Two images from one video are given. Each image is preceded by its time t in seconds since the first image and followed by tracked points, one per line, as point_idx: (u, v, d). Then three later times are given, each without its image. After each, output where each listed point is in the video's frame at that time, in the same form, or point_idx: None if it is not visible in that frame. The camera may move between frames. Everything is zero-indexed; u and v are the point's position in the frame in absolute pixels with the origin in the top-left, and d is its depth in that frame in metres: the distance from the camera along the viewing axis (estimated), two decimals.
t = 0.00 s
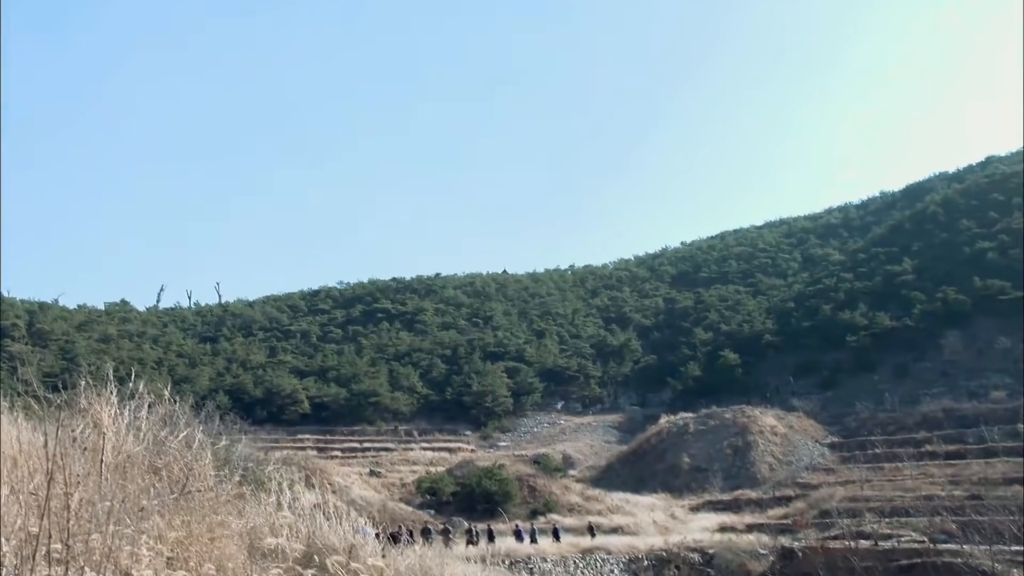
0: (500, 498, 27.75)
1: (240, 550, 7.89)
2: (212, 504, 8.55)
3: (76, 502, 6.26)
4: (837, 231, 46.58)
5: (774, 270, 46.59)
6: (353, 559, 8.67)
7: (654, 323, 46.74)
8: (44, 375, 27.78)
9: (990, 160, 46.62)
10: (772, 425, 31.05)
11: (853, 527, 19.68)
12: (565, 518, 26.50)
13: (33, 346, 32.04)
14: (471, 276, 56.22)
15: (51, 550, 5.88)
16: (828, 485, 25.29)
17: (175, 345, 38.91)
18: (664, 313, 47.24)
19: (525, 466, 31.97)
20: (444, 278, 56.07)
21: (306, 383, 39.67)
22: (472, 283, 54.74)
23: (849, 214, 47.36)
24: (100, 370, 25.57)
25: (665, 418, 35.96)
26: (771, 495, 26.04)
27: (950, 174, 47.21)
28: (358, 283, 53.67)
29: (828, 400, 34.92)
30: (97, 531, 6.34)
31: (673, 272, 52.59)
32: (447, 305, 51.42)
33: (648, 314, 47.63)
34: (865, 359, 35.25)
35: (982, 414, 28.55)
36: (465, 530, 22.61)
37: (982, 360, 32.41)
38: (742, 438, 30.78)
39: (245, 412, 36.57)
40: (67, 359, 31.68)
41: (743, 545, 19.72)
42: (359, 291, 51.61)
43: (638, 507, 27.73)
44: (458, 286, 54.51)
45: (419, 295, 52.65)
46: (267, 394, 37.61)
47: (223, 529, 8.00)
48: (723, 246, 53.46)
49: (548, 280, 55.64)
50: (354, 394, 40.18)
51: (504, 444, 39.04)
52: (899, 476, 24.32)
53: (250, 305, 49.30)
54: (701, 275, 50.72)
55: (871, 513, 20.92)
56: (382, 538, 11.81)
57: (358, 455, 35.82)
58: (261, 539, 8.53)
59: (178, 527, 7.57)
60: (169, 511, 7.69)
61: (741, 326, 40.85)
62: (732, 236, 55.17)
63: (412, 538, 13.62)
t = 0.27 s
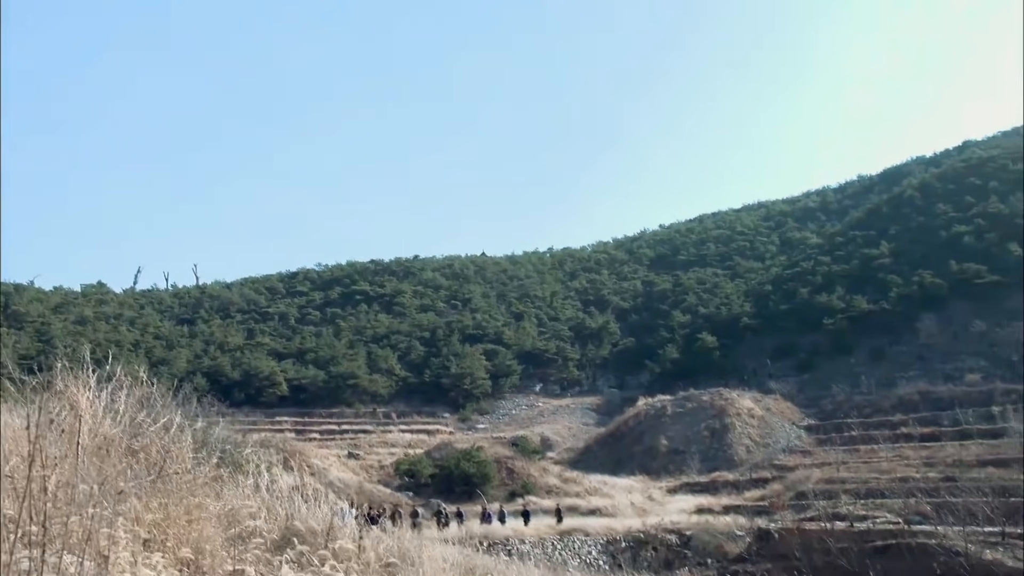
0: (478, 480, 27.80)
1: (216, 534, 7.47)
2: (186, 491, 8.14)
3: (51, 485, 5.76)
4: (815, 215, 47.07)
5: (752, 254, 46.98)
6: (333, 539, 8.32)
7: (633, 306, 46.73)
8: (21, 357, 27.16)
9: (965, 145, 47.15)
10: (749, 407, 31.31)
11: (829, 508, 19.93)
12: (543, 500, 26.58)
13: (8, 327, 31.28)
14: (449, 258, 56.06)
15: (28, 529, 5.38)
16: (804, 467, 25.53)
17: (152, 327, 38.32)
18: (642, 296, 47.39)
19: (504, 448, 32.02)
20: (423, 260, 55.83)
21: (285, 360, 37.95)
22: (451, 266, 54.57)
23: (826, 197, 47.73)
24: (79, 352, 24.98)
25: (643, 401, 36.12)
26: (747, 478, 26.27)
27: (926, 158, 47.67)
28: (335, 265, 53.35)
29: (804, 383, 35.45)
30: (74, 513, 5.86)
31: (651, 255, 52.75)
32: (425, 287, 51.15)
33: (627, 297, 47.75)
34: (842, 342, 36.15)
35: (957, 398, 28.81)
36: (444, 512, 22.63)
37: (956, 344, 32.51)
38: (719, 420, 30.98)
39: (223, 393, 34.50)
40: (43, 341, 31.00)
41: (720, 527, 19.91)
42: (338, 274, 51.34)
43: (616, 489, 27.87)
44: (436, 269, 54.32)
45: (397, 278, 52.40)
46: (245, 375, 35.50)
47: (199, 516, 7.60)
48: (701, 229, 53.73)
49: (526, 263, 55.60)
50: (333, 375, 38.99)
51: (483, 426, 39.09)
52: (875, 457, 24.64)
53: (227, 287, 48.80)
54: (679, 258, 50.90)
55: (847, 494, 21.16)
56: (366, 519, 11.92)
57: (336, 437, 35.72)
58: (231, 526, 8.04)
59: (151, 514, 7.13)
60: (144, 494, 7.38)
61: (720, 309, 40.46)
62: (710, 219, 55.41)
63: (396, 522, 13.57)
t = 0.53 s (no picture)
0: (458, 466, 27.80)
1: (200, 517, 6.75)
2: (175, 469, 7.45)
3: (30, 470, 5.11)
4: (795, 202, 48.75)
5: (733, 241, 47.24)
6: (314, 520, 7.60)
7: (613, 292, 47.05)
8: None
9: (943, 133, 47.50)
10: (729, 393, 31.44)
11: (807, 494, 20.08)
12: (523, 486, 26.57)
13: None
14: (430, 245, 55.93)
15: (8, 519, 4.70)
16: (782, 453, 25.71)
17: (131, 313, 38.01)
18: (623, 283, 47.56)
19: (483, 434, 32.00)
20: (403, 246, 55.65)
21: (263, 351, 39.24)
22: (432, 252, 54.44)
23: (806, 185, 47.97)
24: (58, 338, 24.75)
25: (624, 387, 36.21)
26: (726, 463, 26.39)
27: (906, 146, 47.99)
28: (316, 251, 53.10)
29: (783, 369, 35.64)
30: (56, 499, 5.21)
31: (632, 242, 52.86)
32: (406, 274, 50.96)
33: (607, 284, 47.86)
34: (821, 328, 36.26)
35: (934, 383, 29.32)
36: (424, 498, 22.57)
37: (933, 330, 33.37)
38: (699, 406, 31.08)
39: (203, 379, 36.14)
40: (21, 327, 30.67)
41: (699, 512, 19.97)
42: (318, 259, 51.05)
43: (595, 475, 27.93)
44: (417, 254, 54.18)
45: (377, 264, 52.19)
46: (225, 361, 37.34)
47: (182, 494, 6.89)
48: (682, 215, 53.92)
49: (507, 249, 55.55)
50: (312, 361, 39.66)
51: (463, 412, 39.07)
52: (853, 444, 24.83)
53: (207, 273, 48.44)
54: (659, 245, 51.06)
55: (825, 480, 21.31)
56: (345, 504, 11.81)
57: (316, 423, 35.58)
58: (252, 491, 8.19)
59: (133, 496, 6.45)
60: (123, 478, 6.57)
61: (699, 296, 41.66)
62: (690, 206, 55.59)
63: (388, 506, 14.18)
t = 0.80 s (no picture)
0: (434, 452, 27.77)
1: (174, 502, 6.56)
2: (150, 453, 7.24)
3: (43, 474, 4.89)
4: (769, 186, 49.36)
5: (707, 227, 47.47)
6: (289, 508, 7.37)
7: (588, 278, 47.14)
8: None
9: (916, 120, 47.94)
10: (703, 378, 31.66)
11: (781, 479, 20.30)
12: (498, 470, 26.59)
13: None
14: (406, 229, 55.63)
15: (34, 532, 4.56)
16: (756, 438, 25.92)
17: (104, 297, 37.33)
18: (598, 268, 47.64)
19: (459, 419, 31.97)
20: (378, 231, 55.29)
21: (238, 334, 38.17)
22: (407, 237, 54.14)
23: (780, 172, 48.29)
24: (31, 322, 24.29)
25: (598, 372, 36.33)
26: (700, 448, 26.57)
27: (879, 133, 48.41)
28: (290, 235, 52.59)
29: (756, 354, 36.02)
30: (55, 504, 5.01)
31: (607, 227, 52.92)
32: (381, 259, 50.56)
33: (582, 269, 47.90)
34: (794, 314, 37.07)
35: (907, 367, 29.69)
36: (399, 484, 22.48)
37: (906, 316, 33.88)
38: (673, 392, 31.25)
39: (176, 365, 34.85)
40: None
41: (674, 496, 20.09)
42: (293, 244, 50.61)
43: (571, 460, 28.01)
44: (392, 239, 53.84)
45: (353, 248, 51.77)
46: (198, 346, 36.04)
47: (157, 480, 6.66)
48: (657, 201, 54.07)
49: (483, 234, 55.40)
50: (287, 346, 38.56)
51: (438, 397, 39.02)
52: (826, 428, 25.10)
53: (180, 257, 47.79)
54: (634, 230, 51.18)
55: (799, 465, 21.53)
56: (322, 491, 11.83)
57: (291, 408, 35.36)
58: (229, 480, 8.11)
59: (106, 479, 6.21)
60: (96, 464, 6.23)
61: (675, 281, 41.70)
62: (665, 191, 55.75)
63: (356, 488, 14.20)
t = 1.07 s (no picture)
0: (408, 436, 27.72)
1: (147, 488, 6.22)
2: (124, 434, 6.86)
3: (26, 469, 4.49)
4: (744, 172, 49.62)
5: (682, 212, 47.63)
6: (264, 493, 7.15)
7: (563, 262, 47.16)
8: None
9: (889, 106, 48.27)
10: (678, 362, 31.79)
11: (754, 463, 20.46)
12: (473, 455, 26.55)
13: None
14: (381, 214, 55.36)
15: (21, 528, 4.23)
16: (731, 422, 26.08)
17: (76, 281, 36.96)
18: (573, 253, 47.65)
19: (435, 403, 31.91)
20: (353, 215, 54.97)
21: (212, 320, 38.59)
22: (382, 221, 53.85)
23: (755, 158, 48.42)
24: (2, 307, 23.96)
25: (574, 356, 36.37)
26: (675, 432, 26.68)
27: (853, 118, 48.68)
28: (265, 220, 52.17)
29: (730, 339, 36.21)
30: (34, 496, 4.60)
31: (583, 212, 52.95)
32: (356, 243, 50.27)
33: (557, 254, 47.92)
34: (768, 299, 37.30)
35: (879, 353, 30.01)
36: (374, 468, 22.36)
37: (879, 301, 34.18)
38: (649, 376, 31.34)
39: (150, 348, 35.43)
40: None
41: (648, 481, 20.17)
42: (267, 229, 50.15)
43: (546, 444, 28.03)
44: (367, 224, 53.55)
45: (328, 232, 51.43)
46: (172, 330, 36.58)
47: (130, 466, 6.24)
48: (632, 186, 54.15)
49: (458, 219, 55.25)
50: (261, 331, 39.01)
51: (413, 381, 38.92)
52: (799, 413, 25.30)
53: (154, 241, 47.31)
54: (609, 215, 51.24)
55: (772, 449, 21.71)
56: (299, 475, 11.65)
57: (265, 393, 35.09)
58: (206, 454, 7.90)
59: (77, 464, 5.79)
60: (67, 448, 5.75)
61: (649, 267, 41.99)
62: (641, 176, 55.84)
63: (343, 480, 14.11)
